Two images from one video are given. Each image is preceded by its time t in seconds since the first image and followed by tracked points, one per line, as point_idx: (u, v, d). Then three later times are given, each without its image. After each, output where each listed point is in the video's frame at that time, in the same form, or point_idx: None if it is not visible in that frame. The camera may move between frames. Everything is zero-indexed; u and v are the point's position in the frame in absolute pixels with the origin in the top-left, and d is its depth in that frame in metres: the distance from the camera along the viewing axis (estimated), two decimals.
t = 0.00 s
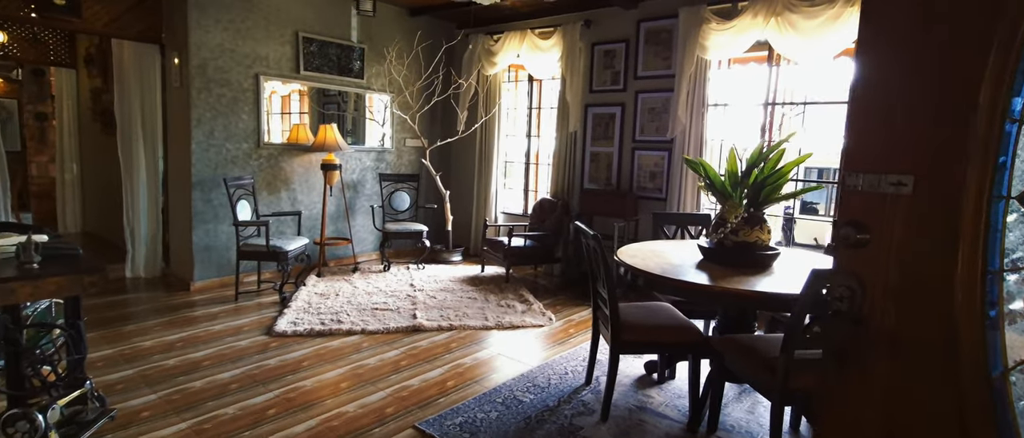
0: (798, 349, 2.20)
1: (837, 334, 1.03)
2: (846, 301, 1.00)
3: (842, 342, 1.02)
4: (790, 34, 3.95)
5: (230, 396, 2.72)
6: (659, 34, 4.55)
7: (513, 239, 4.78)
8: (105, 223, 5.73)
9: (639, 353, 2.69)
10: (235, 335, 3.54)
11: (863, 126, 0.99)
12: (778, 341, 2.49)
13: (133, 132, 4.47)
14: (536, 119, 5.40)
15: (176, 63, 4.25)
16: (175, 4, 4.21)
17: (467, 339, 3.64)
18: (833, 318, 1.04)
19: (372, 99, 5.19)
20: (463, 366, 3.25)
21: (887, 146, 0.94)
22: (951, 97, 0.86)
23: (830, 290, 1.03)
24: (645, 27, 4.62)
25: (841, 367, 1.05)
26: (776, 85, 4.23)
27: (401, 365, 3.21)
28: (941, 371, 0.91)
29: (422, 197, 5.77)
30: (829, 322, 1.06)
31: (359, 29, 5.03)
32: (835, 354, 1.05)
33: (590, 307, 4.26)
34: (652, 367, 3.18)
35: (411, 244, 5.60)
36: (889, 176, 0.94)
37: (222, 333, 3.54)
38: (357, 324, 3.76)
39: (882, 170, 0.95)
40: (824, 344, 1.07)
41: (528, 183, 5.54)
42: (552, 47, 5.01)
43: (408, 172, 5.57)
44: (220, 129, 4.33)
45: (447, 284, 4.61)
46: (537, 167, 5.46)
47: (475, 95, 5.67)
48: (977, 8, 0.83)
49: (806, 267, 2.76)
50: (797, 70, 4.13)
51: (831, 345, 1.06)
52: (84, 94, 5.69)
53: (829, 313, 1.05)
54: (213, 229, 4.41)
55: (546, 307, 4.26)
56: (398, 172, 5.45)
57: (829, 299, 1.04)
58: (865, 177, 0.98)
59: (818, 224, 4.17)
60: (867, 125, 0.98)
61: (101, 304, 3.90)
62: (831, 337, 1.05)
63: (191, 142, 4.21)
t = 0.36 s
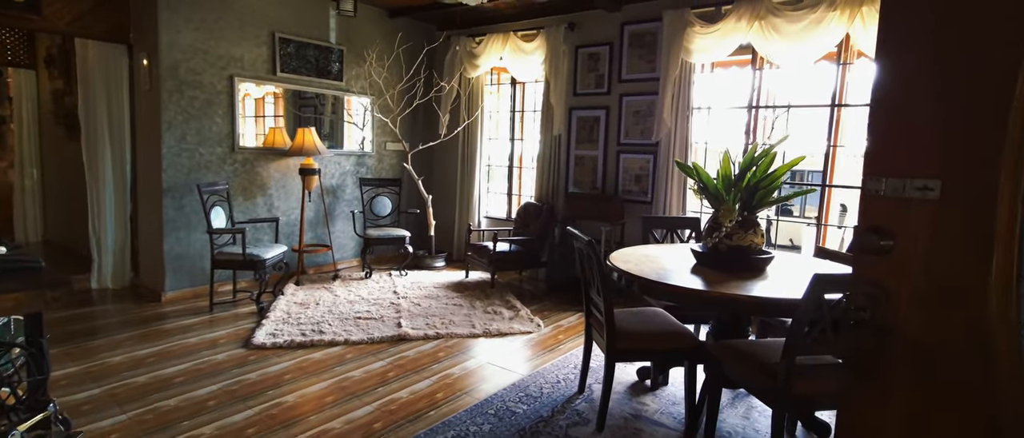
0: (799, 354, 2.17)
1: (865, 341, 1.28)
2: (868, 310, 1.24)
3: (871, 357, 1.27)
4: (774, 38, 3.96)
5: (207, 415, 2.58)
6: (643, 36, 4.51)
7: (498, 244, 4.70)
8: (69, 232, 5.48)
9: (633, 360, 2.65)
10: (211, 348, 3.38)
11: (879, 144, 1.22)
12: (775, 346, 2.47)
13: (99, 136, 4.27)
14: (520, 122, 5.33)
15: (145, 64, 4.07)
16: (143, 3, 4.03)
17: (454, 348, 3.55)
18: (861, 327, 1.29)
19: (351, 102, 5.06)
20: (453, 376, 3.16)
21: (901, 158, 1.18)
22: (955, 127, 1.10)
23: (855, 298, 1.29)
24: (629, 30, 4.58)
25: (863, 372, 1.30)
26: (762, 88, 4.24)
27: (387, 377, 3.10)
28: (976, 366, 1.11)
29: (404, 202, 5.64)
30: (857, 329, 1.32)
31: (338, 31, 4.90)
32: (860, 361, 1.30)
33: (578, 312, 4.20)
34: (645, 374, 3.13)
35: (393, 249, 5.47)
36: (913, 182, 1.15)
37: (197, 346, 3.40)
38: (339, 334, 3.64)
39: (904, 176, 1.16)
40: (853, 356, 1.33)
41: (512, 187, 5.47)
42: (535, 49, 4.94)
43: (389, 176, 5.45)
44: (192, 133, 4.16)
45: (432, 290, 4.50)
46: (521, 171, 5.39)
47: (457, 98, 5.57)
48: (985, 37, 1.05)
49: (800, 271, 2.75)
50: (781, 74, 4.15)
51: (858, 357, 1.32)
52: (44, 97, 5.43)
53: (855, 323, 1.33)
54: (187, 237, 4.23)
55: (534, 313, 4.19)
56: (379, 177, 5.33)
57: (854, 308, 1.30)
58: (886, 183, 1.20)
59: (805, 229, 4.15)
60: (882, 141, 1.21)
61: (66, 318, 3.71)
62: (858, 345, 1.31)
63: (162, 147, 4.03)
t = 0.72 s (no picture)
0: (811, 358, 2.15)
1: (899, 334, 1.23)
2: (907, 313, 1.21)
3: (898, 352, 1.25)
4: (766, 39, 3.98)
5: (194, 429, 2.46)
6: (634, 37, 4.49)
7: (489, 246, 4.63)
8: (38, 237, 5.24)
9: (638, 364, 2.61)
10: (194, 358, 3.24)
11: (909, 147, 1.21)
12: (782, 349, 2.46)
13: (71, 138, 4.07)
14: (509, 122, 5.27)
15: (121, 62, 3.89)
16: None
17: (449, 353, 3.46)
18: (894, 333, 1.24)
19: (337, 102, 4.94)
20: (449, 383, 3.07)
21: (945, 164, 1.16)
22: (1003, 132, 1.10)
23: (890, 304, 1.25)
24: (620, 30, 4.55)
25: (894, 378, 1.25)
26: (753, 89, 4.26)
27: (382, 385, 3.01)
28: None
29: (391, 204, 5.54)
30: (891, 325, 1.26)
31: (322, 29, 4.78)
32: (890, 367, 1.25)
33: (572, 315, 4.15)
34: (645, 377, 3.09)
35: (379, 253, 5.36)
36: (957, 184, 1.14)
37: (180, 356, 3.25)
38: (330, 341, 3.53)
39: (947, 178, 1.15)
40: (881, 361, 1.28)
41: (501, 188, 5.40)
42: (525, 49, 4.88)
43: (376, 178, 5.34)
44: (172, 134, 4.00)
45: (422, 294, 4.41)
46: (510, 172, 5.32)
47: (444, 99, 5.48)
48: None
49: (803, 272, 2.75)
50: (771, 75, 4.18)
51: (884, 358, 1.28)
52: (11, 96, 5.19)
53: (888, 330, 1.28)
54: (166, 242, 4.07)
55: (528, 316, 4.13)
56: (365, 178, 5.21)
57: (889, 314, 1.26)
58: (925, 185, 1.18)
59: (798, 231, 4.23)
60: (913, 144, 1.21)
61: (38, 328, 3.52)
62: (889, 349, 1.27)
63: (139, 149, 3.86)
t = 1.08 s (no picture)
0: (821, 359, 2.14)
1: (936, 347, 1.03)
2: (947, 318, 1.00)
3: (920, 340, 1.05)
4: (760, 38, 3.99)
5: None
6: (627, 36, 4.46)
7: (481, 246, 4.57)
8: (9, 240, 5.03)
9: (643, 366, 2.57)
10: (181, 365, 3.12)
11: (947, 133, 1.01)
12: (788, 349, 2.46)
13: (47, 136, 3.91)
14: (500, 121, 5.21)
15: (100, 57, 3.75)
16: None
17: (446, 356, 3.40)
18: (926, 341, 1.03)
19: (325, 100, 4.84)
20: (448, 387, 3.01)
21: (977, 157, 0.97)
22: None
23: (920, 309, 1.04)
24: (613, 28, 4.52)
25: (931, 393, 1.04)
26: (747, 88, 4.28)
27: (379, 391, 2.93)
28: None
29: (380, 204, 5.44)
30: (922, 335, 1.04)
31: (310, 25, 4.67)
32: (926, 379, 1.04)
33: (567, 315, 4.12)
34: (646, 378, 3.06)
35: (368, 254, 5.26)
36: (998, 181, 0.95)
37: (166, 363, 3.13)
38: (322, 346, 3.43)
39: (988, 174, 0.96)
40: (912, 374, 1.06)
41: (492, 188, 5.34)
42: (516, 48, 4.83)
43: (364, 178, 5.24)
44: (154, 132, 3.86)
45: (414, 296, 4.33)
46: (501, 171, 5.27)
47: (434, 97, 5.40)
48: None
49: (805, 272, 2.75)
50: (764, 75, 4.21)
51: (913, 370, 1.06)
52: None
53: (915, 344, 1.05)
54: (149, 244, 3.93)
55: (523, 316, 4.08)
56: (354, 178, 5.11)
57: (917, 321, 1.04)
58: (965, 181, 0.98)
59: (791, 230, 4.26)
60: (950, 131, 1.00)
61: (13, 336, 3.37)
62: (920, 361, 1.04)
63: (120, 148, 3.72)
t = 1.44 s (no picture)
0: (833, 362, 2.09)
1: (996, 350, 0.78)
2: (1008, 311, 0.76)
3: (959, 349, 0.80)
4: (756, 36, 3.94)
5: None
6: (621, 32, 4.39)
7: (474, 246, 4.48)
8: None
9: (647, 371, 2.51)
10: (162, 373, 2.98)
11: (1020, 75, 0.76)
12: (795, 352, 2.41)
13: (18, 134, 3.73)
14: (492, 119, 5.12)
15: (75, 51, 3.58)
16: None
17: (441, 361, 3.30)
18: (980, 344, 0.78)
19: (312, 97, 4.71)
20: (444, 393, 2.91)
21: None
22: None
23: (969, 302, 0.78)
24: (607, 25, 4.44)
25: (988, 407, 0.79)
26: (742, 86, 4.24)
27: (372, 398, 2.82)
28: None
29: (369, 204, 5.32)
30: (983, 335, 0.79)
31: (296, 20, 4.54)
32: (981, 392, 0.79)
33: (562, 316, 4.04)
34: (646, 381, 3.00)
35: (357, 255, 5.14)
36: None
37: (147, 371, 2.99)
38: (311, 351, 3.31)
39: None
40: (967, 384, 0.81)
41: (484, 187, 5.25)
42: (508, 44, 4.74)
43: (352, 177, 5.12)
44: (133, 129, 3.70)
45: (405, 298, 4.22)
46: (493, 170, 5.18)
47: (424, 95, 5.29)
48: None
49: (809, 273, 2.71)
50: (760, 73, 4.17)
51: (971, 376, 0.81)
52: None
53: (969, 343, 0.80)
54: (127, 246, 3.77)
55: (518, 318, 3.99)
56: (342, 177, 4.99)
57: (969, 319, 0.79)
58: None
59: (786, 229, 4.24)
60: None
61: None
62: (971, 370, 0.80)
63: (96, 146, 3.55)
